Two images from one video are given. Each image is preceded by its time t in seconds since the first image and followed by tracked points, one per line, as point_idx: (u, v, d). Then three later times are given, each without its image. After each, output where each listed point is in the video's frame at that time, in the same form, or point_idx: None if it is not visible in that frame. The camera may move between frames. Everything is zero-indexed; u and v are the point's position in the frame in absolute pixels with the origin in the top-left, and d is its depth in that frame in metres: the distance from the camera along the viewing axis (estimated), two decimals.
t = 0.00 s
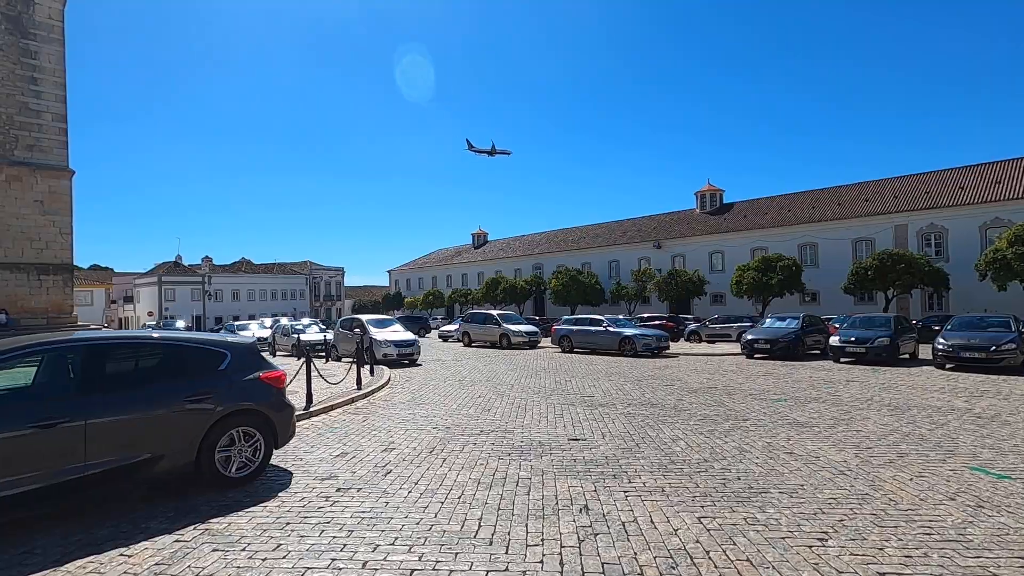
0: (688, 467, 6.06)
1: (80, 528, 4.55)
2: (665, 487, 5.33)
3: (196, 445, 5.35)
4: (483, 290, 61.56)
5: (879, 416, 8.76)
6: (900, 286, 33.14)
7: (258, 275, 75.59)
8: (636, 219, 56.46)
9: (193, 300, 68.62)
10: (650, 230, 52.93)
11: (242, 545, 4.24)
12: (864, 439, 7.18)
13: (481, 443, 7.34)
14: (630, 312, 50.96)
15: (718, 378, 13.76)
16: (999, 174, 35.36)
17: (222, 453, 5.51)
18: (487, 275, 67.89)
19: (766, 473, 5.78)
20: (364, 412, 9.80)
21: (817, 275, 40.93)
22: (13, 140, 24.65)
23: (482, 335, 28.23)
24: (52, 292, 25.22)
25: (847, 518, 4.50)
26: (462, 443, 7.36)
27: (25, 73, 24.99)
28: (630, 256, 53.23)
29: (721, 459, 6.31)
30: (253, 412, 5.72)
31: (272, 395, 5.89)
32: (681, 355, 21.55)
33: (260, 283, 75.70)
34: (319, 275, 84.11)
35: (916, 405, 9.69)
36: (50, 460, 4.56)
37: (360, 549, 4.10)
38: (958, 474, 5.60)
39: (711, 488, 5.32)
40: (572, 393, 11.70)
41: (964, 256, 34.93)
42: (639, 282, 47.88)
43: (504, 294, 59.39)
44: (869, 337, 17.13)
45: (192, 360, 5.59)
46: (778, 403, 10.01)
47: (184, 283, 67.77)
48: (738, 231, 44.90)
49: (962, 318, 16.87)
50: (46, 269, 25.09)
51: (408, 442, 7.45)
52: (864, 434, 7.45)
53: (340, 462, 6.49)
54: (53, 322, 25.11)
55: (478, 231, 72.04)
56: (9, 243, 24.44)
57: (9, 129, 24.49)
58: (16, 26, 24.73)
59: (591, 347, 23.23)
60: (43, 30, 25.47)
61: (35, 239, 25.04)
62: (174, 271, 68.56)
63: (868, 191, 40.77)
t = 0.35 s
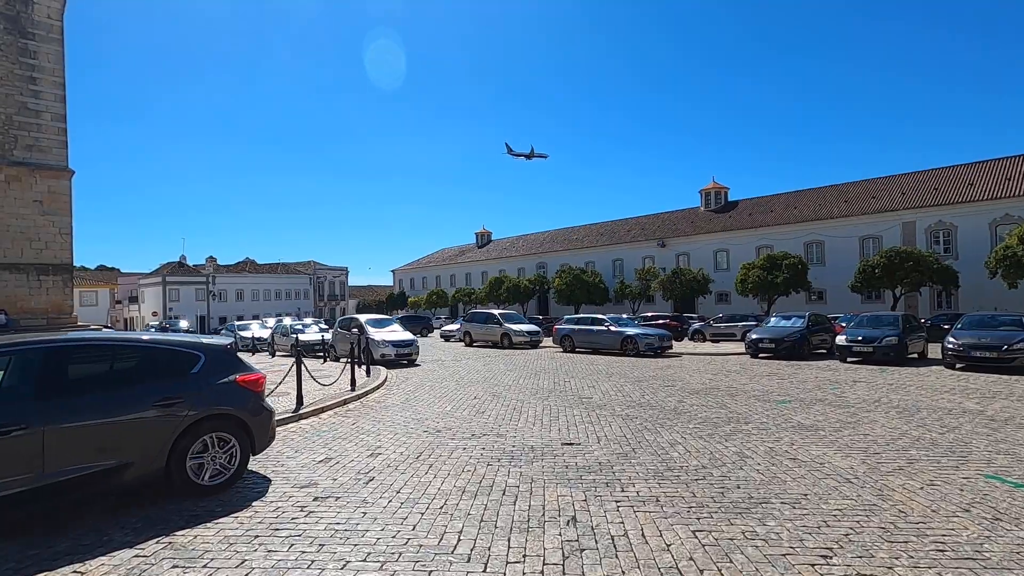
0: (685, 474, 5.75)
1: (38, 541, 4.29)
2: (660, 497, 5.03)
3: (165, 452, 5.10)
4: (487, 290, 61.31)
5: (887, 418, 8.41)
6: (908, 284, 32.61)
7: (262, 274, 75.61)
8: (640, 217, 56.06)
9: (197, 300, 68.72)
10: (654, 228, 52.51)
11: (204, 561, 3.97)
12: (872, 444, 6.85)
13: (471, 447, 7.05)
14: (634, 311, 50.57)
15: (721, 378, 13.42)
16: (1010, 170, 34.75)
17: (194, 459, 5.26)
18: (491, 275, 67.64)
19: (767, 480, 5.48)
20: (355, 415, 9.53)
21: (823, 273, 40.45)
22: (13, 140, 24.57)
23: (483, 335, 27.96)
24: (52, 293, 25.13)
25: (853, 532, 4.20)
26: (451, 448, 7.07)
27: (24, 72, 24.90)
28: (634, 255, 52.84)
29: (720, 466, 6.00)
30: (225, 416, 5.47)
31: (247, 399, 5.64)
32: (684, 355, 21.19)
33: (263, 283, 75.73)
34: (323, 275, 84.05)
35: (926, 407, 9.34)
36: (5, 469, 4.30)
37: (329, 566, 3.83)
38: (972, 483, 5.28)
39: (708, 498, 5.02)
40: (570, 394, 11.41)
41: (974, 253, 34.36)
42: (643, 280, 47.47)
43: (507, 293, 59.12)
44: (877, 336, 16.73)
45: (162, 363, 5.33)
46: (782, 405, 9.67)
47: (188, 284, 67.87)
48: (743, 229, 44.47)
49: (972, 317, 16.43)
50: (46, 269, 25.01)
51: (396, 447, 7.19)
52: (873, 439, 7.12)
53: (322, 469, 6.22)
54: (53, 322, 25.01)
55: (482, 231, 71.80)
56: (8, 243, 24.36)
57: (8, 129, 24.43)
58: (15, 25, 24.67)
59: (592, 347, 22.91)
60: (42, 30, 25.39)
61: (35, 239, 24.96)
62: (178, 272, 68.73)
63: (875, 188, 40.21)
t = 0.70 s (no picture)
0: (685, 480, 5.42)
1: None
2: (656, 506, 4.72)
3: (133, 458, 4.83)
4: (489, 288, 61.05)
5: (897, 420, 8.06)
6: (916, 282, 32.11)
7: (265, 274, 75.57)
8: (644, 215, 55.64)
9: (200, 299, 68.77)
10: (658, 226, 52.08)
11: None
12: (883, 447, 6.51)
13: (461, 451, 6.76)
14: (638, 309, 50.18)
15: (724, 378, 13.07)
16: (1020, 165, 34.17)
17: (164, 466, 4.99)
18: (494, 273, 67.35)
19: (771, 488, 5.15)
20: (345, 416, 9.25)
21: (829, 271, 39.97)
22: (10, 139, 24.44)
23: (484, 334, 27.68)
24: (50, 292, 25.02)
25: (864, 547, 3.88)
26: (441, 451, 6.76)
27: (22, 71, 24.78)
28: (637, 253, 52.44)
29: (722, 471, 5.68)
30: (198, 419, 5.20)
31: (222, 402, 5.37)
32: (687, 354, 20.84)
33: (266, 283, 75.71)
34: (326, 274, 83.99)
35: (939, 408, 8.97)
36: None
37: None
38: (991, 491, 4.94)
39: (709, 507, 4.69)
40: (568, 395, 11.10)
41: (984, 250, 33.82)
42: (646, 279, 47.05)
43: (510, 292, 58.85)
44: (885, 334, 16.34)
45: (131, 363, 5.06)
46: (787, 406, 9.33)
47: (191, 283, 67.90)
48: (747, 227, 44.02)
49: (984, 313, 16.01)
50: (44, 268, 24.90)
51: (384, 450, 6.90)
52: (883, 442, 6.78)
53: (302, 476, 5.92)
54: (51, 322, 24.86)
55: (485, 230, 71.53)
56: (6, 242, 24.24)
57: (6, 128, 24.31)
58: (13, 24, 24.54)
59: (594, 346, 22.58)
60: (39, 29, 25.23)
61: (33, 238, 24.83)
62: (181, 272, 68.83)
63: (882, 184, 39.68)
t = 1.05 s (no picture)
0: (684, 494, 5.06)
1: None
2: (654, 525, 4.36)
3: (94, 471, 4.52)
4: (493, 288, 60.70)
5: (912, 426, 7.66)
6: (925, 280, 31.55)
7: (269, 273, 75.49)
8: (648, 213, 55.14)
9: (204, 299, 68.78)
10: (663, 224, 51.56)
11: None
12: (897, 457, 6.11)
13: (450, 460, 6.42)
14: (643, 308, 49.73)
15: (730, 380, 12.68)
16: None
17: (128, 479, 4.68)
18: (498, 272, 67.02)
19: (779, 504, 4.78)
20: (335, 421, 8.93)
21: (836, 269, 39.41)
22: (8, 138, 24.30)
23: (486, 334, 27.35)
24: (49, 292, 24.89)
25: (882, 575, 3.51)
26: (428, 460, 6.43)
27: (20, 70, 24.64)
28: (642, 251, 51.95)
29: (725, 484, 5.32)
30: (167, 429, 4.89)
31: (193, 411, 5.06)
32: (692, 354, 20.44)
33: (270, 282, 75.63)
34: (330, 273, 83.84)
35: (954, 413, 8.57)
36: None
37: None
38: (1018, 508, 4.56)
39: (709, 525, 4.33)
40: (568, 398, 10.74)
41: (995, 247, 33.20)
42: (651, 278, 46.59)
43: (514, 291, 58.49)
44: (895, 334, 15.89)
45: (95, 370, 4.77)
46: (794, 410, 8.94)
47: (195, 283, 67.92)
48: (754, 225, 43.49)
49: (998, 313, 15.52)
50: (43, 268, 24.78)
51: (370, 459, 6.57)
52: (897, 451, 6.39)
53: (280, 487, 5.60)
54: (50, 322, 24.73)
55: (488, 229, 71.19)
56: (5, 242, 24.11)
57: (4, 127, 24.18)
58: (11, 22, 24.38)
59: (597, 346, 22.22)
60: (37, 27, 25.06)
61: (32, 238, 24.70)
62: (185, 271, 68.86)
63: (891, 181, 39.06)
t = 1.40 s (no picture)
0: (676, 503, 4.73)
1: None
2: (642, 537, 4.04)
3: (42, 478, 4.24)
4: (494, 287, 60.37)
5: (918, 428, 7.31)
6: (930, 278, 31.10)
7: (270, 273, 75.28)
8: (650, 211, 54.75)
9: (205, 298, 68.61)
10: (664, 222, 51.17)
11: None
12: (904, 462, 5.78)
13: (432, 464, 6.10)
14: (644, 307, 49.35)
15: (730, 380, 12.34)
16: None
17: (81, 486, 4.38)
18: (499, 272, 66.70)
19: (778, 513, 4.46)
20: (319, 422, 8.62)
21: (840, 267, 38.99)
22: (2, 136, 24.08)
23: (484, 333, 27.03)
24: (43, 291, 24.65)
25: None
26: (409, 465, 6.10)
27: (14, 67, 24.42)
28: (643, 250, 51.56)
29: (721, 491, 4.99)
30: (124, 433, 4.60)
31: (152, 413, 4.75)
32: (692, 354, 20.08)
33: (271, 282, 75.39)
34: (330, 272, 83.59)
35: (963, 414, 8.21)
36: None
37: None
38: None
39: (700, 538, 4.01)
40: (562, 399, 10.42)
41: (1001, 245, 32.74)
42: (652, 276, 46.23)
43: (514, 291, 58.15)
44: (900, 333, 15.51)
45: (47, 371, 4.50)
46: (796, 412, 8.59)
47: (195, 282, 67.75)
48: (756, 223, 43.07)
49: (1006, 311, 15.12)
50: (37, 267, 24.54)
51: (348, 463, 6.25)
52: (904, 455, 6.04)
53: (249, 494, 5.30)
54: (45, 321, 24.48)
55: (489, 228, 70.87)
56: None
57: None
58: (5, 18, 24.15)
59: (596, 345, 21.88)
60: (31, 23, 24.83)
61: (26, 237, 24.46)
62: (186, 270, 68.68)
63: (895, 178, 38.59)
